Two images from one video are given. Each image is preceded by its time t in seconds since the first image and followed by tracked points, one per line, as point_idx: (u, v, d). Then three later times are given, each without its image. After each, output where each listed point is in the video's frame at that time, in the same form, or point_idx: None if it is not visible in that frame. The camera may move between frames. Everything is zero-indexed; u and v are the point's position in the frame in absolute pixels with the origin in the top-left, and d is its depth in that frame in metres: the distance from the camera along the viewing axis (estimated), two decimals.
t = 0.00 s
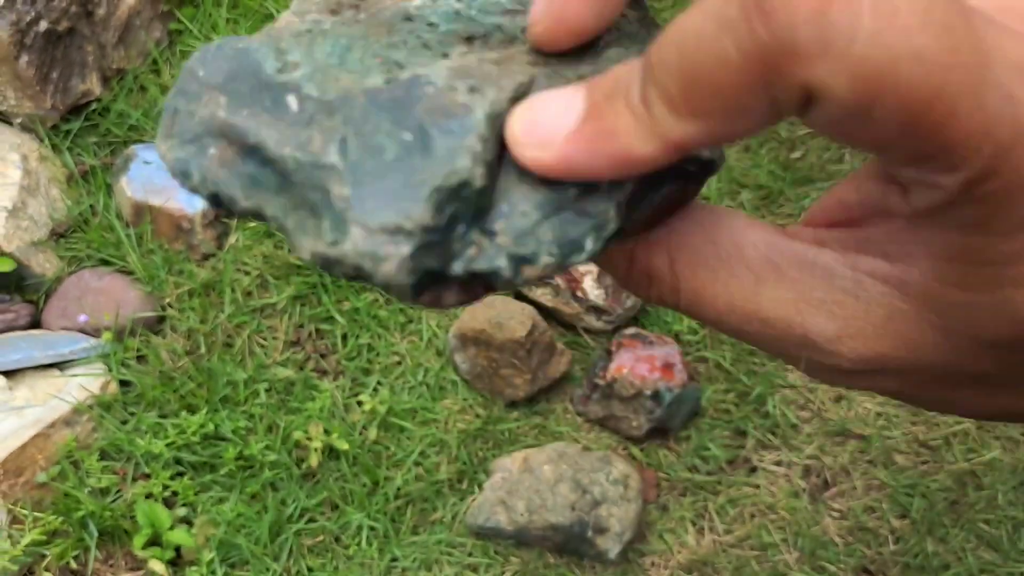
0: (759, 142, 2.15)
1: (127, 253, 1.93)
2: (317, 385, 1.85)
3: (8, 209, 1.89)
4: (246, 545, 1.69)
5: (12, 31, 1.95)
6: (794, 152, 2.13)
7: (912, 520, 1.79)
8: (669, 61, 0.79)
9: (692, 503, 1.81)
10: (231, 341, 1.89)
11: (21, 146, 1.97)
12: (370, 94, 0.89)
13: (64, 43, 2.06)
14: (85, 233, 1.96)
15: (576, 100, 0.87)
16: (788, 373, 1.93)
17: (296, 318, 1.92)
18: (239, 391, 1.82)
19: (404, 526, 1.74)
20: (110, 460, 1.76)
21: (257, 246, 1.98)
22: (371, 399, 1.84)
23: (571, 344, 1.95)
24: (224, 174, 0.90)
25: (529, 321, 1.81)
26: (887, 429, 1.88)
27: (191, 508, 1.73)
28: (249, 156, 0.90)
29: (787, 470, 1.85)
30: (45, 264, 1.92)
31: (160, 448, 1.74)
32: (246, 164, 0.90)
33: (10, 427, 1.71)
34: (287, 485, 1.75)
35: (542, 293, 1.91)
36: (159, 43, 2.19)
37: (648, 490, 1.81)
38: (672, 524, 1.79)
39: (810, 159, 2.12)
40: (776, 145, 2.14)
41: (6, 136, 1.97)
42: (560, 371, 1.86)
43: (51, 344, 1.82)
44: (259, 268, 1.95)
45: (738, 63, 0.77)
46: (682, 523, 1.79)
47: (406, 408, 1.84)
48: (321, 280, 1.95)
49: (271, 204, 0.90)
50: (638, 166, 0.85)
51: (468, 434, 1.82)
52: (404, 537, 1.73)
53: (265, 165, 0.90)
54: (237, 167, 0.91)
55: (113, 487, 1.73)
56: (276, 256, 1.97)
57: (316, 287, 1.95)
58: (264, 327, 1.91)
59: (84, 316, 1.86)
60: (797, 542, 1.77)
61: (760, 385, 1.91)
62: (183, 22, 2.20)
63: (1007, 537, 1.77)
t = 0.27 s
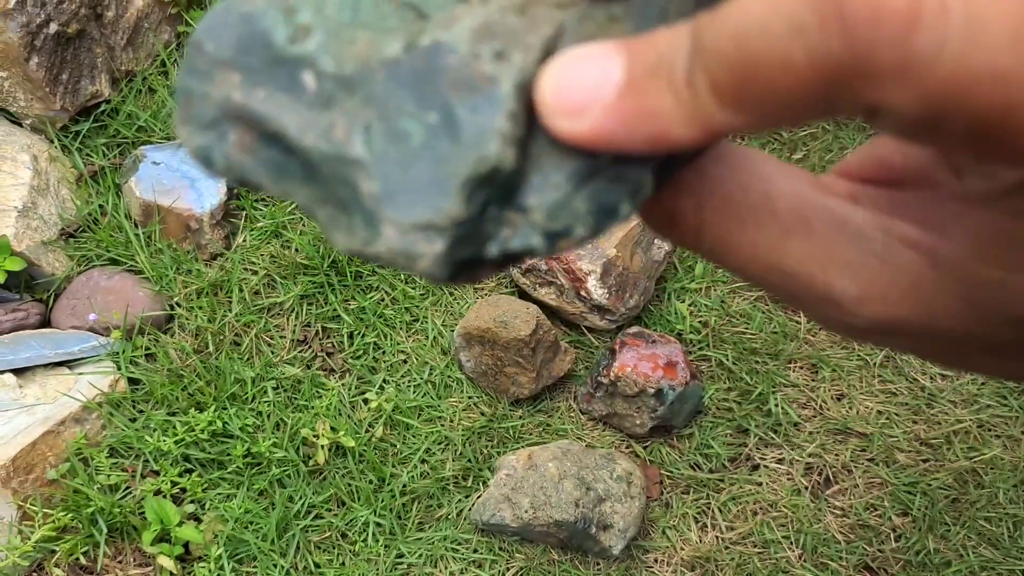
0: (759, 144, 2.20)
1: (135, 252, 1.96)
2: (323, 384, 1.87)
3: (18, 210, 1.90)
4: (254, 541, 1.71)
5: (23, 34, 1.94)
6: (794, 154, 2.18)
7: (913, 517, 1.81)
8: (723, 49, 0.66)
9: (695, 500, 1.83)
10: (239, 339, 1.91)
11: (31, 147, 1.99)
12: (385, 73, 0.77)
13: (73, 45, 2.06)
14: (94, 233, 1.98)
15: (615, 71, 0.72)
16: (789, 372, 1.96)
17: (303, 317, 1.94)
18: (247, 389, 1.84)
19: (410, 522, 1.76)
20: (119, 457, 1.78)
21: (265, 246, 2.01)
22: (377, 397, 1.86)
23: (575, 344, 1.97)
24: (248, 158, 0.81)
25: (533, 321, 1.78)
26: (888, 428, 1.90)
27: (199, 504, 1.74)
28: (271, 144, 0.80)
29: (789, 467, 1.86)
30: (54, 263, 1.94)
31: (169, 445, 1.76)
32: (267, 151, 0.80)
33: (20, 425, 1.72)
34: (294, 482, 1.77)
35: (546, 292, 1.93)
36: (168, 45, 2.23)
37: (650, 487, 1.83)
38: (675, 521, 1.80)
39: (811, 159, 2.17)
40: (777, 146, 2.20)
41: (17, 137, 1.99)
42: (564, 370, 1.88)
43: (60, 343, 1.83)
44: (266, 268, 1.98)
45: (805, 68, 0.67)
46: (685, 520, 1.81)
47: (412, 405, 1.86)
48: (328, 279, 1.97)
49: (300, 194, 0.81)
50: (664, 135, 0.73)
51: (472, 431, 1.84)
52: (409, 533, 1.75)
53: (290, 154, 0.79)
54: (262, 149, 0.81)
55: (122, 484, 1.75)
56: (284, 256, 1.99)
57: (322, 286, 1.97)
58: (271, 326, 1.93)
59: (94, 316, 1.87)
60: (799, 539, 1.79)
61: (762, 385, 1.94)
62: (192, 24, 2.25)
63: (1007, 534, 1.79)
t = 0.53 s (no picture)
0: (762, 147, 2.23)
1: (140, 255, 1.97)
2: (327, 386, 1.88)
3: (24, 213, 1.91)
4: (258, 542, 1.72)
5: (29, 38, 1.95)
6: (796, 157, 2.20)
7: (914, 519, 1.81)
8: None
9: (696, 502, 1.84)
10: (243, 341, 1.92)
11: (37, 150, 2.01)
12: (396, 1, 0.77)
13: (79, 49, 2.08)
14: (100, 236, 2.00)
15: None
16: (791, 374, 1.97)
17: (307, 319, 1.96)
18: (251, 390, 1.85)
19: (413, 523, 1.77)
20: (124, 459, 1.79)
21: (269, 248, 2.02)
22: (380, 399, 1.87)
23: (576, 346, 1.98)
24: (282, 106, 0.74)
25: (535, 322, 1.79)
26: (889, 430, 1.91)
27: (203, 505, 1.75)
28: (303, 80, 0.74)
29: (790, 469, 1.87)
30: (60, 265, 1.95)
31: (174, 447, 1.77)
32: (301, 87, 0.74)
33: (26, 426, 1.73)
34: (298, 483, 1.78)
35: (548, 294, 1.93)
36: (172, 49, 2.24)
37: (652, 489, 1.84)
38: (677, 522, 1.81)
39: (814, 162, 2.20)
40: (779, 150, 2.23)
41: (23, 140, 2.00)
42: (567, 371, 1.89)
43: (65, 345, 1.84)
44: (271, 270, 1.99)
45: None
46: (687, 521, 1.81)
47: (415, 407, 1.87)
48: (331, 281, 1.98)
49: (341, 106, 0.73)
50: None
51: (475, 433, 1.85)
52: (413, 534, 1.76)
53: (323, 79, 0.74)
54: (293, 83, 0.74)
55: (127, 485, 1.76)
56: (288, 258, 2.01)
57: (326, 288, 1.98)
58: (275, 328, 1.94)
59: (99, 317, 1.88)
60: (801, 540, 1.79)
61: (764, 387, 1.95)
62: (196, 28, 2.25)
63: (1008, 536, 1.79)
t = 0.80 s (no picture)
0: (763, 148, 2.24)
1: (141, 256, 1.97)
2: (328, 387, 1.88)
3: (26, 214, 1.91)
4: (259, 544, 1.71)
5: (30, 39, 1.96)
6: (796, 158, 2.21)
7: (917, 520, 1.81)
8: None
9: (698, 503, 1.83)
10: (244, 342, 1.92)
11: (39, 151, 2.01)
12: None
13: (81, 50, 2.08)
14: (101, 237, 2.00)
15: None
16: (793, 375, 1.97)
17: (308, 320, 1.96)
18: (252, 392, 1.85)
19: (414, 524, 1.77)
20: (125, 460, 1.79)
21: (270, 250, 2.02)
22: (382, 400, 1.87)
23: (578, 346, 1.98)
24: None
25: (536, 323, 1.79)
26: (891, 431, 1.91)
27: (204, 506, 1.75)
28: None
29: (792, 470, 1.87)
30: (61, 267, 1.95)
31: (175, 448, 1.77)
32: None
33: (27, 427, 1.73)
34: (299, 484, 1.78)
35: (550, 295, 1.93)
36: (173, 50, 2.25)
37: (654, 490, 1.83)
38: (678, 523, 1.81)
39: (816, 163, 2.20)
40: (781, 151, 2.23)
41: (24, 141, 2.01)
42: (568, 372, 1.89)
43: (66, 346, 1.85)
44: (272, 272, 1.99)
45: None
46: (688, 522, 1.81)
47: (416, 408, 1.87)
48: (332, 283, 1.98)
49: None
50: None
51: (476, 434, 1.85)
52: (414, 535, 1.76)
53: None
54: None
55: (129, 486, 1.76)
56: (289, 259, 2.01)
57: (327, 289, 1.98)
58: (276, 329, 1.94)
59: (100, 318, 1.88)
60: (803, 541, 1.79)
61: (765, 388, 1.94)
62: (197, 30, 2.27)
63: (1011, 538, 1.79)
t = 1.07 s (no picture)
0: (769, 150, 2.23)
1: (148, 258, 1.98)
2: (334, 388, 1.88)
3: (33, 215, 1.92)
4: (266, 544, 1.72)
5: (38, 41, 1.96)
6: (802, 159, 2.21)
7: (921, 522, 1.82)
8: None
9: (703, 504, 1.84)
10: (251, 344, 1.93)
11: (46, 153, 2.02)
12: None
13: (87, 52, 2.08)
14: (108, 239, 2.00)
15: None
16: (798, 376, 1.98)
17: (314, 321, 1.96)
18: (259, 393, 1.86)
19: (420, 525, 1.78)
20: (132, 461, 1.79)
21: (276, 251, 2.02)
22: (387, 401, 1.87)
23: (583, 348, 1.98)
24: None
25: (542, 325, 1.79)
26: (895, 432, 1.92)
27: (211, 507, 1.76)
28: None
29: (797, 471, 1.87)
30: (68, 268, 1.96)
31: (182, 449, 1.78)
32: None
33: (35, 429, 1.73)
34: (305, 485, 1.78)
35: (555, 297, 1.93)
36: (180, 52, 2.25)
37: (659, 491, 1.84)
38: (683, 524, 1.81)
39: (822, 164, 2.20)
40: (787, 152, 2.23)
41: (31, 143, 2.02)
42: (574, 374, 1.90)
43: (73, 347, 1.85)
44: (278, 273, 2.00)
45: None
46: (693, 523, 1.82)
47: (422, 410, 1.88)
48: (338, 284, 1.99)
49: None
50: None
51: (482, 435, 1.86)
52: (420, 536, 1.77)
53: None
54: None
55: (136, 486, 1.77)
56: (295, 261, 2.02)
57: (333, 291, 1.98)
58: (282, 331, 1.95)
59: (108, 320, 1.89)
60: (807, 542, 1.80)
61: (770, 389, 1.95)
62: (204, 31, 2.27)
63: (1016, 539, 1.79)
